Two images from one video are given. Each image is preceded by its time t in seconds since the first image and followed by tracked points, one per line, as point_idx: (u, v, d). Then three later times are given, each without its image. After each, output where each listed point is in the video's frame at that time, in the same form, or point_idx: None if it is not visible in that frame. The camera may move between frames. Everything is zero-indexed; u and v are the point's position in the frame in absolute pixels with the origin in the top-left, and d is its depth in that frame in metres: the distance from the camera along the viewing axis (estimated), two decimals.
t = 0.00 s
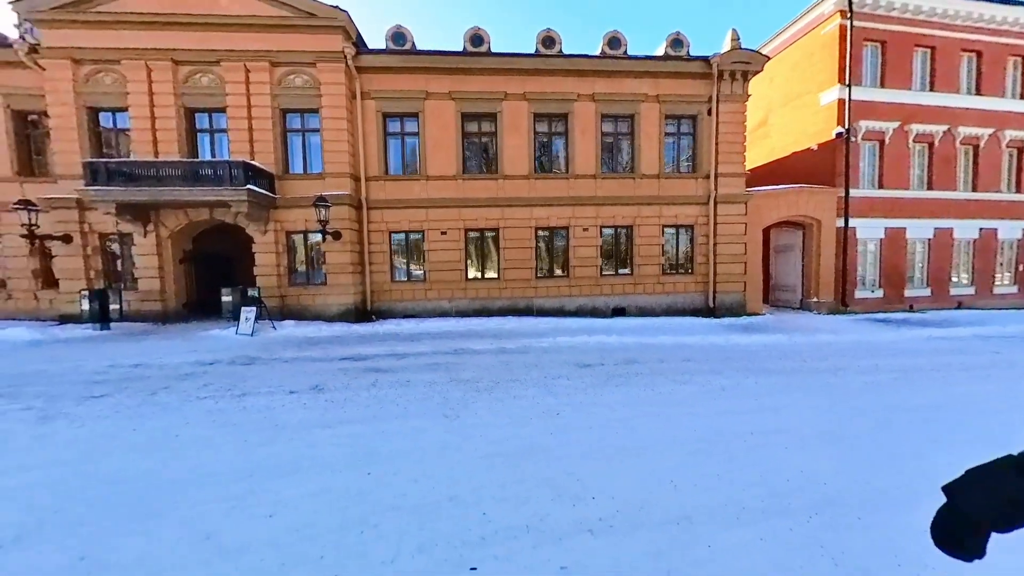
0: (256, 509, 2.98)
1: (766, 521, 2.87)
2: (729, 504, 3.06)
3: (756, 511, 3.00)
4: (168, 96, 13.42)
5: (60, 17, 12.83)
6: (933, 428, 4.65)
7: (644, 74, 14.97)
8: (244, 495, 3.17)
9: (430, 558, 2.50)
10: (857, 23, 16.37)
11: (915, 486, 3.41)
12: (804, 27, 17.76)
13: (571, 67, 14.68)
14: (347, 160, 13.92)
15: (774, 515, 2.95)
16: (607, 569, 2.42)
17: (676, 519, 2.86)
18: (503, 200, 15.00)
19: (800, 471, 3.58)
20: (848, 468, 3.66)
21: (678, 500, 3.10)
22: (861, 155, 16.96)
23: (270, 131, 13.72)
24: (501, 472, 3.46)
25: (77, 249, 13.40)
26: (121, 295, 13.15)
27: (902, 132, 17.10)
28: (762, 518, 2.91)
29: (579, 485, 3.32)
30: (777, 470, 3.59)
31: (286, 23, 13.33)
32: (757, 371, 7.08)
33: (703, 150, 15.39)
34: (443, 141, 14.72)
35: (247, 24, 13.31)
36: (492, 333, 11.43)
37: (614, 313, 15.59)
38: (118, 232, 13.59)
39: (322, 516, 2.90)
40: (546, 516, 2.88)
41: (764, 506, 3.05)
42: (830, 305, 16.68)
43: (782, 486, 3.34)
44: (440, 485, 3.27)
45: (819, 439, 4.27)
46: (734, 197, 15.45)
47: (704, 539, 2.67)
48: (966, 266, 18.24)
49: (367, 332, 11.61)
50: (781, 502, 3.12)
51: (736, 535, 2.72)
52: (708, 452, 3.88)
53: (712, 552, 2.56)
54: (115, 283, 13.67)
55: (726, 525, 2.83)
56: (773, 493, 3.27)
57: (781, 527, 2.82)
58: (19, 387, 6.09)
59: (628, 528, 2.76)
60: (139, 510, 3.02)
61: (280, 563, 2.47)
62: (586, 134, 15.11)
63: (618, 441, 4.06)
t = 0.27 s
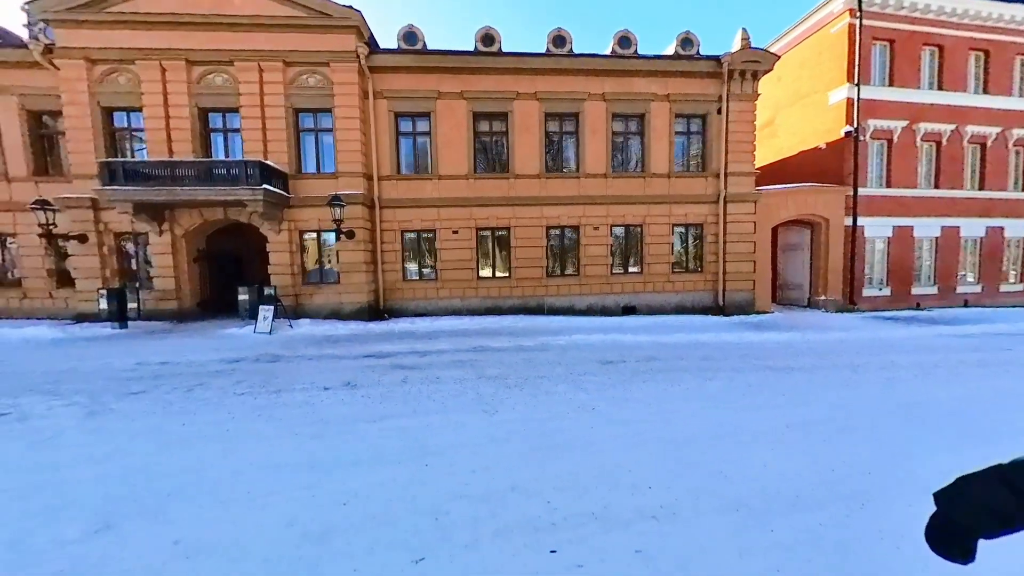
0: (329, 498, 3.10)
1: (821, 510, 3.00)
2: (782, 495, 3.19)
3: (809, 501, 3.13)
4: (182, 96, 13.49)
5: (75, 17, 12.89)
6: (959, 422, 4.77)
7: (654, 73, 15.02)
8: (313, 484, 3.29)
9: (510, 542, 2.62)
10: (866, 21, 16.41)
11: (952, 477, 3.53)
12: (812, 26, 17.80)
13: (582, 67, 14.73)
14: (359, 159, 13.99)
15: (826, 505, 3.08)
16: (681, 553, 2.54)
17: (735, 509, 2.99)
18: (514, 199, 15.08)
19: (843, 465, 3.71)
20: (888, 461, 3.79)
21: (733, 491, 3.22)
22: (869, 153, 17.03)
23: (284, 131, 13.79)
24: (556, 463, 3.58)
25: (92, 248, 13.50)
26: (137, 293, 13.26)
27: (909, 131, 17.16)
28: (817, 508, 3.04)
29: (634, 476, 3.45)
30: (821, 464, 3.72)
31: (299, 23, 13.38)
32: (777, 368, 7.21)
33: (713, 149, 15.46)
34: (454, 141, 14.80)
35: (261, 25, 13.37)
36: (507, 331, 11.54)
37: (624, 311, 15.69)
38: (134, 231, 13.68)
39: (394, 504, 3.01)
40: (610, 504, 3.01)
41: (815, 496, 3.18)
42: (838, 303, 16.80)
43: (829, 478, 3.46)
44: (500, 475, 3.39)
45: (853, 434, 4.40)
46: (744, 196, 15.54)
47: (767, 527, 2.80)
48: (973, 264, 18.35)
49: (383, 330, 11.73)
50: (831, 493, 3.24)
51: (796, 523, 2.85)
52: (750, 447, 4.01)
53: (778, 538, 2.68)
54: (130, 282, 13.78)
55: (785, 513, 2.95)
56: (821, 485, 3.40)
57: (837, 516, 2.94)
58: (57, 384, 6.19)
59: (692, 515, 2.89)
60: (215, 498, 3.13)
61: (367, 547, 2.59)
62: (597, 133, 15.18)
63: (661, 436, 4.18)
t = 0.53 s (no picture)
0: (395, 486, 3.23)
1: (867, 496, 3.14)
2: (827, 483, 3.34)
3: (854, 489, 3.27)
4: (196, 96, 13.57)
5: (90, 18, 12.95)
6: (981, 415, 4.91)
7: (664, 73, 15.10)
8: (376, 473, 3.43)
9: (579, 526, 2.76)
10: (875, 21, 16.47)
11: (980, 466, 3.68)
12: (820, 25, 17.85)
13: (592, 66, 14.79)
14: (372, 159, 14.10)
15: (868, 492, 3.22)
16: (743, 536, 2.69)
17: (785, 496, 3.14)
18: (525, 198, 15.20)
19: (877, 456, 3.85)
20: (918, 452, 3.93)
21: (780, 480, 3.36)
22: (877, 152, 17.12)
23: (297, 131, 13.88)
24: (605, 454, 3.72)
25: (108, 247, 13.61)
26: (153, 292, 13.38)
27: (917, 129, 17.25)
28: (860, 495, 3.18)
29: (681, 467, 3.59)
30: (856, 455, 3.86)
31: (313, 23, 13.46)
32: (795, 364, 7.35)
33: (723, 148, 15.55)
34: (466, 141, 14.89)
35: (274, 25, 13.44)
36: (521, 329, 11.67)
37: (634, 310, 15.82)
38: (149, 231, 13.79)
39: (455, 491, 3.15)
40: (662, 492, 3.15)
41: (856, 484, 3.32)
42: (845, 301, 16.92)
43: (869, 468, 3.61)
44: (554, 465, 3.53)
45: (882, 427, 4.54)
46: (753, 195, 15.64)
47: (819, 512, 2.94)
48: (979, 262, 18.46)
49: (399, 328, 11.86)
50: (870, 482, 3.38)
51: (846, 508, 2.99)
52: (787, 439, 4.15)
53: (831, 523, 2.83)
54: (146, 281, 13.90)
55: (834, 500, 3.09)
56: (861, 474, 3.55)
57: (884, 501, 3.09)
58: (94, 381, 6.31)
59: (746, 501, 3.03)
60: (285, 486, 3.27)
61: (444, 530, 2.72)
62: (607, 133, 15.27)
63: (699, 429, 4.32)
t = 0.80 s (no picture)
0: (457, 470, 3.44)
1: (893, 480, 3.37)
2: (858, 469, 3.55)
3: (887, 474, 3.49)
4: (212, 97, 13.71)
5: (106, 19, 13.07)
6: (995, 407, 5.11)
7: (674, 73, 15.22)
8: (436, 459, 3.63)
9: (638, 506, 2.98)
10: (882, 20, 16.57)
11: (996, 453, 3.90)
12: (828, 24, 17.94)
13: (603, 66, 14.91)
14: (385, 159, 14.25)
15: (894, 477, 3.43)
16: (790, 517, 2.90)
17: (823, 481, 3.37)
18: (536, 197, 15.35)
19: (899, 444, 4.06)
20: (938, 440, 4.14)
21: (815, 466, 3.59)
22: (884, 151, 17.25)
23: (311, 131, 14.01)
24: (647, 443, 3.93)
25: (125, 247, 13.78)
26: (170, 291, 13.56)
27: (923, 128, 17.37)
28: (886, 479, 3.40)
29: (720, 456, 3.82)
30: (879, 443, 4.07)
31: (326, 24, 13.58)
32: (810, 360, 7.54)
33: (731, 147, 15.69)
34: (477, 140, 15.02)
35: (288, 26, 13.56)
36: (536, 326, 11.85)
37: (643, 308, 15.99)
38: (165, 231, 13.96)
39: (508, 476, 3.37)
40: (701, 476, 3.36)
41: (882, 469, 3.54)
42: (852, 298, 17.10)
43: (893, 455, 3.82)
44: (601, 452, 3.75)
45: (900, 418, 4.75)
46: (761, 194, 15.79)
47: (858, 495, 3.17)
48: (984, 260, 18.62)
49: (415, 326, 12.04)
50: (895, 467, 3.60)
51: (882, 491, 3.22)
52: (816, 429, 4.36)
53: (871, 504, 3.06)
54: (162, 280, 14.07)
55: (871, 485, 3.32)
56: (892, 463, 3.78)
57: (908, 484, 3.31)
58: (133, 377, 6.50)
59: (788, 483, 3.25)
60: (353, 471, 3.46)
61: (513, 511, 2.93)
62: (617, 133, 15.40)
63: (731, 420, 4.53)
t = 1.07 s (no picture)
0: (511, 456, 3.59)
1: (922, 464, 3.55)
2: (887, 455, 3.73)
3: (916, 459, 3.67)
4: (226, 98, 13.84)
5: (123, 21, 13.20)
6: (1013, 398, 5.28)
7: (683, 73, 15.36)
8: (485, 446, 3.81)
9: (691, 489, 3.13)
10: (889, 20, 16.71)
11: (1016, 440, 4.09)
12: (834, 24, 18.06)
13: (613, 67, 15.06)
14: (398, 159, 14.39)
15: (923, 461, 3.61)
16: (833, 499, 3.07)
17: (862, 467, 3.52)
18: (547, 197, 15.51)
19: (923, 432, 4.25)
20: (959, 429, 4.33)
21: (853, 453, 3.75)
22: (890, 150, 17.41)
23: (324, 131, 14.16)
24: (687, 432, 4.09)
25: (141, 246, 13.93)
26: (187, 290, 13.73)
27: (929, 127, 17.51)
28: (915, 464, 3.58)
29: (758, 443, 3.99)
30: (904, 431, 4.25)
31: (340, 26, 13.71)
32: (825, 355, 7.72)
33: (740, 146, 15.84)
34: (488, 140, 15.17)
35: (303, 27, 13.70)
36: (550, 324, 12.03)
37: (652, 306, 16.18)
38: (180, 230, 14.12)
39: (557, 460, 3.55)
40: (740, 461, 3.55)
41: (910, 455, 3.72)
42: (858, 296, 17.28)
43: (918, 442, 4.01)
44: (646, 440, 3.90)
45: (922, 409, 4.92)
46: (769, 192, 15.95)
47: (891, 478, 3.35)
48: (988, 257, 18.79)
49: (431, 324, 12.22)
50: (922, 453, 3.78)
51: (913, 474, 3.40)
52: (843, 419, 4.53)
53: (905, 486, 3.23)
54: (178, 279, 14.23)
55: (901, 468, 3.50)
56: (918, 449, 3.96)
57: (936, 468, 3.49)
58: (169, 372, 6.67)
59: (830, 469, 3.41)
60: (411, 458, 3.61)
61: (574, 493, 3.08)
62: (626, 132, 15.56)
63: (762, 411, 4.70)
